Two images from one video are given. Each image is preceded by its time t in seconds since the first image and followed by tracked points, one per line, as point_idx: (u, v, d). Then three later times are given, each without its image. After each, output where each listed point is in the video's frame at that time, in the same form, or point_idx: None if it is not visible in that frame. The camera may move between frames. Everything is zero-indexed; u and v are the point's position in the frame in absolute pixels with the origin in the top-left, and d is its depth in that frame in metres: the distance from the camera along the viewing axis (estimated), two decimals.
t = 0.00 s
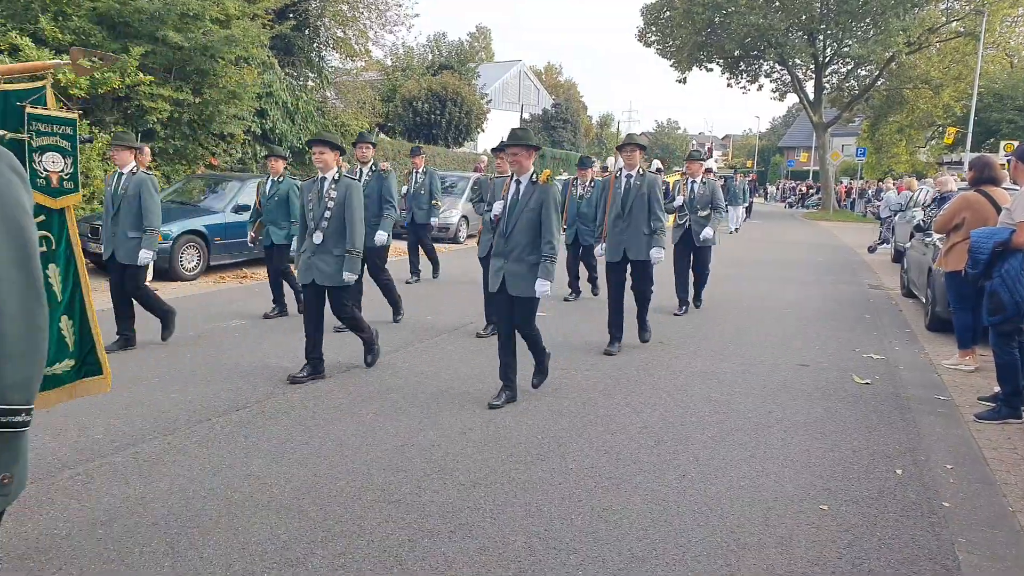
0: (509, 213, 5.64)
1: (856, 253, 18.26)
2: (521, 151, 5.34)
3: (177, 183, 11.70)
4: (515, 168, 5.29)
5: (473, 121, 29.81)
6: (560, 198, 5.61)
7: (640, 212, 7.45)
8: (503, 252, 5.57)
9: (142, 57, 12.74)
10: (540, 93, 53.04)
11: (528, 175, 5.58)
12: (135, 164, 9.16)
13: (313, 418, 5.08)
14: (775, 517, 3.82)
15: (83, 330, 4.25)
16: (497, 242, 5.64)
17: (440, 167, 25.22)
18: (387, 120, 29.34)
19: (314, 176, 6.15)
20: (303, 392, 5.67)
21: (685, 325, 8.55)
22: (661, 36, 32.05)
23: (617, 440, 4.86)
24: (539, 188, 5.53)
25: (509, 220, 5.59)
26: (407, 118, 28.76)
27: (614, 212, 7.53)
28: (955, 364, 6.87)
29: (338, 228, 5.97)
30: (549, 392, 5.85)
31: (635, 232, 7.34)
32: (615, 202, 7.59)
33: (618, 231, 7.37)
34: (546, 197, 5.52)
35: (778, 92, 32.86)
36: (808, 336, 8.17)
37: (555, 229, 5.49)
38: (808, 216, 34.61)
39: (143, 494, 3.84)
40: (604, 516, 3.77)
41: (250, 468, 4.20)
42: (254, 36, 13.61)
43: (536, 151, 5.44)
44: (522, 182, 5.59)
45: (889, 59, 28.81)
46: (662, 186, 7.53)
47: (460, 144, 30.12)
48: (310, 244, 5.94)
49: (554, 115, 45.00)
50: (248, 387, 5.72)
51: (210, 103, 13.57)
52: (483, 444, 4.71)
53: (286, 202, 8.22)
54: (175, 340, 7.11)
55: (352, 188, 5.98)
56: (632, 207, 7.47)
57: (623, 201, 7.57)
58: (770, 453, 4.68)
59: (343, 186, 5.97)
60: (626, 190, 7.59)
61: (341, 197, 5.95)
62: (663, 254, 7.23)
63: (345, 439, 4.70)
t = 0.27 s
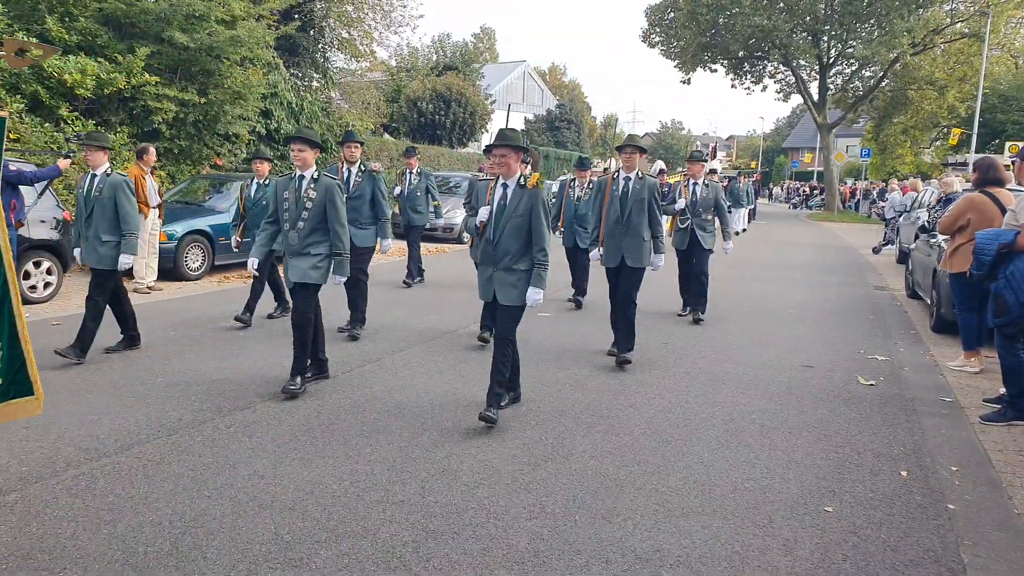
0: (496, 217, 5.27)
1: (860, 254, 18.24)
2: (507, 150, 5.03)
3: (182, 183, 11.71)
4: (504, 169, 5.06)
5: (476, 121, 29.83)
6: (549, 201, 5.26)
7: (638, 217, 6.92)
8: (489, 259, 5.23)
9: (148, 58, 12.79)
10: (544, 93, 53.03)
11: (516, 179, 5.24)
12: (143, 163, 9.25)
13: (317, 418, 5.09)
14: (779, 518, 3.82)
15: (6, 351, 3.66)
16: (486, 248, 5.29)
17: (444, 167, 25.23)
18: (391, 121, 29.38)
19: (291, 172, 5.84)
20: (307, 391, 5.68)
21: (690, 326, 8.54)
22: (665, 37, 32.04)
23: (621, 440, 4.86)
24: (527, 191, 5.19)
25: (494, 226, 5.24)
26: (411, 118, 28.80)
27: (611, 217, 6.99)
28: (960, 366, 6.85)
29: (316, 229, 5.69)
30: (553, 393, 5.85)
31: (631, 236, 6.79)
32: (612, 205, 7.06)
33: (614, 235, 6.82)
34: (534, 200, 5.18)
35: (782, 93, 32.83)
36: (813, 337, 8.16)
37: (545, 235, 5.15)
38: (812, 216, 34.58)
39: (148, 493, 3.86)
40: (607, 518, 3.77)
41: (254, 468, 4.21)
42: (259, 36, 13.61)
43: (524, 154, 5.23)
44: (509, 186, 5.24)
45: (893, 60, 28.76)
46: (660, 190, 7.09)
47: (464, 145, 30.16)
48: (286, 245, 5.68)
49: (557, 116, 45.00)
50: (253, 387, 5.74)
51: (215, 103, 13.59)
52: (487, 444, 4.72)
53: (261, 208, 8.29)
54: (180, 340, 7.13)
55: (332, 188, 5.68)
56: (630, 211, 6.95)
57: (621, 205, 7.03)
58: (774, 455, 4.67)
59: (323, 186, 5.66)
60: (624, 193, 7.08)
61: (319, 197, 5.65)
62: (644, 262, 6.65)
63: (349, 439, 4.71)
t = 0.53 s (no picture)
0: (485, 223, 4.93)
1: (870, 257, 18.16)
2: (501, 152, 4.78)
3: (191, 190, 11.78)
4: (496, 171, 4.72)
5: (484, 127, 29.88)
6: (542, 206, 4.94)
7: (642, 222, 6.68)
8: (479, 268, 4.88)
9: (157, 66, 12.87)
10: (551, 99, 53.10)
11: (507, 181, 4.89)
12: (152, 170, 9.36)
13: (326, 424, 5.10)
14: (789, 523, 3.80)
15: None
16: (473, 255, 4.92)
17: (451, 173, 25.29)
18: (399, 126, 29.48)
19: (268, 182, 5.53)
20: (316, 397, 5.69)
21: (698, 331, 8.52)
22: (672, 42, 32.06)
23: (630, 446, 4.85)
24: (519, 195, 4.86)
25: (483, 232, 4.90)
26: (419, 124, 28.90)
27: (613, 221, 6.74)
28: (971, 369, 6.81)
29: (294, 242, 5.39)
30: (560, 398, 5.84)
31: (634, 242, 6.56)
32: (615, 208, 6.80)
33: (617, 241, 6.59)
34: (526, 204, 4.86)
35: (789, 96, 32.79)
36: (821, 341, 8.13)
37: (536, 241, 4.81)
38: (820, 220, 34.48)
39: (159, 499, 3.88)
40: (616, 523, 3.76)
41: (263, 474, 4.23)
42: (267, 44, 13.69)
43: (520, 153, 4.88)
44: (500, 188, 4.90)
45: (901, 63, 28.68)
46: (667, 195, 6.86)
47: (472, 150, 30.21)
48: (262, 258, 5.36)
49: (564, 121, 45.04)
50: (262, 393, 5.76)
51: (224, 111, 13.67)
52: (496, 449, 4.72)
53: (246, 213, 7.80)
54: (189, 347, 7.16)
55: (312, 200, 5.40)
56: (633, 215, 6.71)
57: (625, 209, 6.79)
58: (783, 460, 4.66)
59: (303, 197, 5.37)
60: (627, 197, 6.82)
61: (298, 208, 5.36)
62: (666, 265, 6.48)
63: (359, 445, 4.72)
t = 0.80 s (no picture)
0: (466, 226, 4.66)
1: (870, 261, 18.15)
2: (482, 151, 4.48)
3: (192, 191, 11.79)
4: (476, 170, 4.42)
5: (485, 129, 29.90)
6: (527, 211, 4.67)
7: (637, 225, 6.28)
8: (458, 276, 4.59)
9: (158, 67, 12.90)
10: (553, 101, 53.13)
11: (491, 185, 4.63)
12: (152, 171, 9.36)
13: (326, 425, 5.11)
14: (788, 526, 3.80)
15: None
16: (455, 261, 4.64)
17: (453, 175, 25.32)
18: (401, 128, 29.51)
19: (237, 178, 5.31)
20: (316, 399, 5.70)
21: (699, 334, 8.52)
22: (673, 45, 32.10)
23: (630, 448, 4.85)
24: (502, 198, 4.59)
25: (463, 238, 4.64)
26: (420, 126, 28.93)
27: (608, 224, 6.39)
28: (970, 373, 6.81)
29: (264, 239, 5.15)
30: (559, 400, 5.85)
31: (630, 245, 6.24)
32: (609, 212, 6.43)
33: (610, 246, 6.28)
34: (508, 208, 4.57)
35: (790, 100, 32.82)
36: (821, 344, 8.14)
37: (517, 245, 4.50)
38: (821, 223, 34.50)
39: (158, 501, 3.88)
40: (615, 526, 3.76)
41: (263, 476, 4.23)
42: (269, 45, 13.71)
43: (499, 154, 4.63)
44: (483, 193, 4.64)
45: (902, 67, 28.68)
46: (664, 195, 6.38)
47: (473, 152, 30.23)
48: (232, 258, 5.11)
49: (565, 124, 45.05)
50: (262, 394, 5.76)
51: (225, 112, 13.69)
52: (496, 451, 4.72)
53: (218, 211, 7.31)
54: (189, 348, 7.17)
55: (280, 193, 5.15)
56: (628, 218, 6.32)
57: (620, 211, 6.39)
58: (782, 463, 4.66)
59: (271, 191, 5.13)
60: (622, 199, 6.41)
61: (267, 203, 5.13)
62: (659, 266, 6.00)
63: (359, 446, 4.72)
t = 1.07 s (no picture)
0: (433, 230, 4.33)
1: (871, 262, 18.15)
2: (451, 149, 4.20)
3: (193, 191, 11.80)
4: (445, 167, 4.14)
5: (486, 129, 29.90)
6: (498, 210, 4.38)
7: (628, 229, 5.97)
8: (424, 281, 4.28)
9: (159, 68, 12.90)
10: (553, 102, 53.15)
11: (458, 182, 4.33)
12: (153, 171, 9.38)
13: (326, 425, 5.11)
14: (788, 526, 3.81)
15: None
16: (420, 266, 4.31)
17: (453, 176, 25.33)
18: (401, 129, 29.53)
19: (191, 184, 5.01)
20: (316, 399, 5.70)
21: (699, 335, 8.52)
22: (674, 45, 32.11)
23: (630, 448, 4.86)
24: (471, 198, 4.29)
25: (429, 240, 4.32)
26: (421, 126, 28.95)
27: (596, 229, 6.05)
28: (970, 373, 6.81)
29: (221, 248, 4.87)
30: (559, 400, 5.86)
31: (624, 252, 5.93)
32: (597, 216, 6.08)
33: (601, 252, 5.93)
34: (479, 209, 4.27)
35: (791, 100, 32.82)
36: (821, 345, 8.14)
37: (488, 249, 4.21)
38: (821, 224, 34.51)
39: (158, 501, 3.88)
40: (614, 526, 3.77)
41: (263, 476, 4.24)
42: (269, 46, 13.71)
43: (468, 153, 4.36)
44: (450, 191, 4.32)
45: (903, 67, 28.67)
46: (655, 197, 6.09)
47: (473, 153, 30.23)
48: (189, 268, 4.84)
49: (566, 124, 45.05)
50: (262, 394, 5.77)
51: (225, 113, 13.70)
52: (495, 451, 4.73)
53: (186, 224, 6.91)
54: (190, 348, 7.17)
55: (236, 200, 4.85)
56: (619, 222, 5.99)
57: (609, 216, 6.06)
58: (782, 463, 4.66)
59: (227, 198, 4.83)
60: (610, 203, 6.07)
61: (222, 210, 4.83)
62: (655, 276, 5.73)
63: (359, 446, 4.73)
